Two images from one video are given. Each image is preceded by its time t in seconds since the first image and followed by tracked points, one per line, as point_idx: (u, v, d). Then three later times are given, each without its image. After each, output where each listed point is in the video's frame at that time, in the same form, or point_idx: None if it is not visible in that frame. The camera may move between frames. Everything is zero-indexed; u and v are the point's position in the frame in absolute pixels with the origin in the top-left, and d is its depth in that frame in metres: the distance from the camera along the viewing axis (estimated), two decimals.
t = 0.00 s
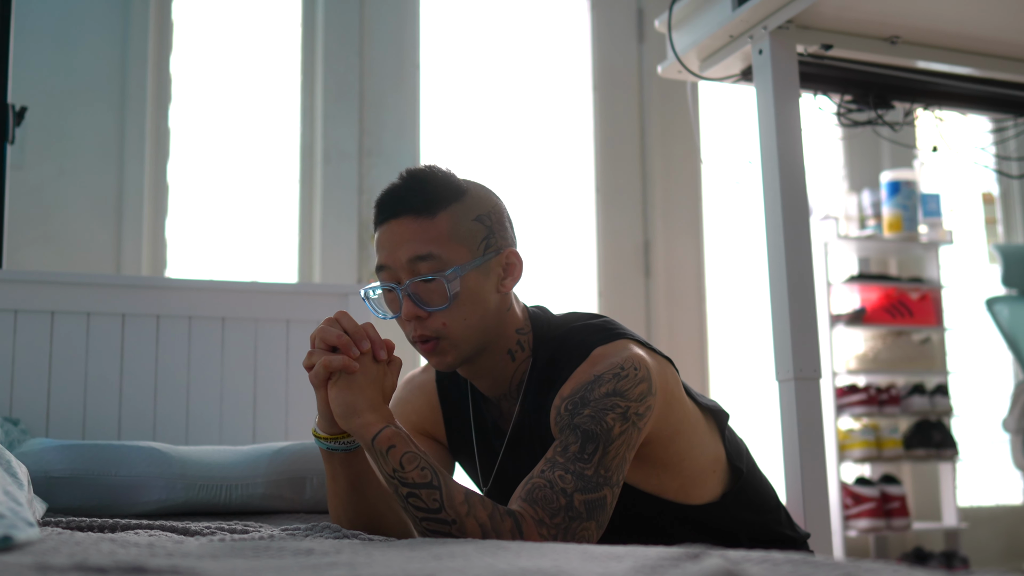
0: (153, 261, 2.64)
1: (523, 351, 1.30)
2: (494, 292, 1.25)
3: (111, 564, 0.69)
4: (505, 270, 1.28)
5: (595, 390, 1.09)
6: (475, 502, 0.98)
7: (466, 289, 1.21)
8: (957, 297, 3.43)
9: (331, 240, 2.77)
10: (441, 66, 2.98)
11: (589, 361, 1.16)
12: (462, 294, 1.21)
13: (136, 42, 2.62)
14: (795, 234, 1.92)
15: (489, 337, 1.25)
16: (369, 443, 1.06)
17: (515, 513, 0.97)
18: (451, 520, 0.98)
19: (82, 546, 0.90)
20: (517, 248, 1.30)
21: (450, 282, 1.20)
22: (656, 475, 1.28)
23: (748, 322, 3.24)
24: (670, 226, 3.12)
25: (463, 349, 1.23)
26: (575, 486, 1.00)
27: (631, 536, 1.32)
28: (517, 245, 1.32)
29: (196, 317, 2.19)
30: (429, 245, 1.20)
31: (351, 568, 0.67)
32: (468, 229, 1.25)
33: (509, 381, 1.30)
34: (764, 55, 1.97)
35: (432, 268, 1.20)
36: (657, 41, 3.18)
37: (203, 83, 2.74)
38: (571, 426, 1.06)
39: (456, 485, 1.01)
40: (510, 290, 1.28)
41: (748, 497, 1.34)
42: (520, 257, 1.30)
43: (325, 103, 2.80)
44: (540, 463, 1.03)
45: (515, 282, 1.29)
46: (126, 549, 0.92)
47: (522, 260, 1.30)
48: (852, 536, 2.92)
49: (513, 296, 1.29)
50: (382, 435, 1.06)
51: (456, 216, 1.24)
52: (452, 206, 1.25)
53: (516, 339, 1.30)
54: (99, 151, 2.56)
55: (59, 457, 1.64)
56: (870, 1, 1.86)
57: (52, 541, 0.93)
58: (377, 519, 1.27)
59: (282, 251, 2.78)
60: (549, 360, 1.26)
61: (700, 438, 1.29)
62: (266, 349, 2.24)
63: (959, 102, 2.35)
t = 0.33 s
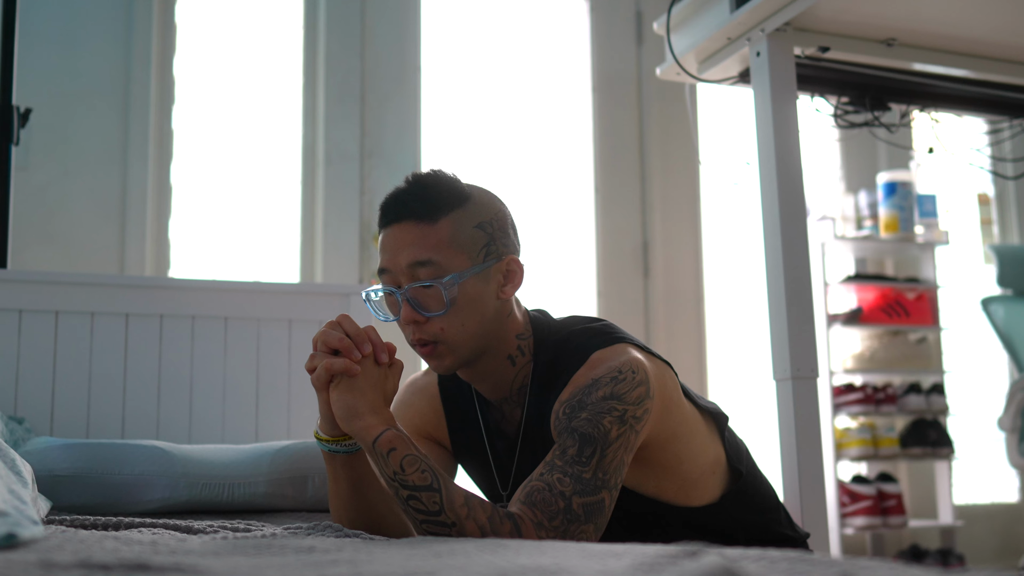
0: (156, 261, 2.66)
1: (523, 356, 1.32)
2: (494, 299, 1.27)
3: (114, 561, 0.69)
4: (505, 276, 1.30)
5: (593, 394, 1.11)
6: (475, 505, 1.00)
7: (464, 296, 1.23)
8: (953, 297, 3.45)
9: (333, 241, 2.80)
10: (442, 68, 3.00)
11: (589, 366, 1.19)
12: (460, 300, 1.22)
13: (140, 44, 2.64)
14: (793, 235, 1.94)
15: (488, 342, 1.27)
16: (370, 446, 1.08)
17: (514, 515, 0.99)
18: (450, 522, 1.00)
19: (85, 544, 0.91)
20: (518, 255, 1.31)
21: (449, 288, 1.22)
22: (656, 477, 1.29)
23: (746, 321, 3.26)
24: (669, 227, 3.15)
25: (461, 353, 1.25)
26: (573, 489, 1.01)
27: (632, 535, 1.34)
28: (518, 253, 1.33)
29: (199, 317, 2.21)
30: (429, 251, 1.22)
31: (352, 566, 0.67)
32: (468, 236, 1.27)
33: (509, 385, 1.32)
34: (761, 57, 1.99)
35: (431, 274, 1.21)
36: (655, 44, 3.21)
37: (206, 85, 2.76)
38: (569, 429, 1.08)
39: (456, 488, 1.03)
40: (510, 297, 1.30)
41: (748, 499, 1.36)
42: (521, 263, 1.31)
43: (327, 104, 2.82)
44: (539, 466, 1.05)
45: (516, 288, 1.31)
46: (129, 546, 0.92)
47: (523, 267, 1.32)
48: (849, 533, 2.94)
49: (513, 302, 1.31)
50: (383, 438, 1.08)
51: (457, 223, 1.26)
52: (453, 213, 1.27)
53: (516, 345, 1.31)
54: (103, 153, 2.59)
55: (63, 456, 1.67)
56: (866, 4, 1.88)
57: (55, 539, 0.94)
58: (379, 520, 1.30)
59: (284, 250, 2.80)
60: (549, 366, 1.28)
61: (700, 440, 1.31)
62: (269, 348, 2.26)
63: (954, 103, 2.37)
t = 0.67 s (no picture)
0: (160, 262, 2.67)
1: (520, 357, 1.34)
2: (490, 301, 1.29)
3: (117, 558, 0.68)
4: (501, 279, 1.32)
5: (589, 392, 1.13)
6: (474, 506, 1.02)
7: (460, 298, 1.25)
8: (949, 296, 3.48)
9: (335, 241, 2.82)
10: (442, 70, 3.03)
11: (586, 364, 1.21)
12: (456, 303, 1.25)
13: (143, 46, 2.67)
14: (790, 236, 1.95)
15: (484, 344, 1.29)
16: (370, 447, 1.10)
17: (512, 514, 1.01)
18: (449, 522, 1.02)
19: (90, 541, 0.92)
20: (514, 257, 1.34)
21: (445, 291, 1.24)
22: (654, 475, 1.32)
23: (744, 321, 3.28)
24: (667, 227, 3.18)
25: (459, 355, 1.27)
26: (571, 488, 1.03)
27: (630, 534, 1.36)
28: (514, 255, 1.35)
29: (202, 317, 2.23)
30: (426, 255, 1.24)
31: (355, 564, 0.67)
32: (464, 239, 1.29)
33: (507, 386, 1.34)
34: (759, 59, 2.01)
35: (426, 278, 1.24)
36: (654, 46, 3.24)
37: (209, 86, 2.78)
38: (566, 428, 1.10)
39: (456, 488, 1.05)
40: (506, 299, 1.32)
41: (746, 496, 1.38)
42: (517, 265, 1.34)
43: (330, 106, 2.85)
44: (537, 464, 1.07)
45: (512, 290, 1.33)
46: (133, 542, 0.94)
47: (519, 270, 1.34)
48: (846, 531, 2.96)
49: (510, 304, 1.33)
50: (383, 438, 1.10)
51: (453, 227, 1.29)
52: (449, 216, 1.29)
53: (513, 346, 1.33)
54: (107, 153, 2.61)
55: (67, 454, 1.68)
56: (863, 7, 1.90)
57: (61, 535, 0.95)
58: (378, 519, 1.32)
59: (286, 250, 2.82)
60: (547, 365, 1.29)
61: (697, 438, 1.33)
62: (271, 347, 2.29)
63: (949, 104, 2.39)
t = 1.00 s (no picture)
0: (163, 261, 2.70)
1: (522, 358, 1.36)
2: (492, 304, 1.31)
3: (121, 555, 0.69)
4: (502, 282, 1.34)
5: (589, 393, 1.15)
6: (474, 504, 1.04)
7: (462, 300, 1.27)
8: (945, 296, 3.50)
9: (337, 241, 2.84)
10: (443, 71, 3.05)
11: (586, 365, 1.23)
12: (458, 306, 1.27)
13: (147, 48, 2.69)
14: (788, 236, 1.97)
15: (486, 346, 1.31)
16: (372, 446, 1.12)
17: (512, 512, 1.03)
18: (450, 520, 1.04)
19: (94, 538, 0.93)
20: (515, 261, 1.35)
21: (448, 293, 1.26)
22: (653, 475, 1.34)
23: (742, 321, 3.31)
24: (665, 227, 3.21)
25: (460, 357, 1.29)
26: (571, 487, 1.05)
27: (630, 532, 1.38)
28: (515, 257, 1.37)
29: (205, 317, 2.26)
30: (429, 257, 1.26)
31: (357, 561, 0.68)
32: (465, 242, 1.31)
33: (508, 387, 1.37)
34: (756, 61, 2.03)
35: (429, 280, 1.25)
36: (653, 48, 3.27)
37: (211, 88, 2.80)
38: (566, 428, 1.12)
39: (456, 488, 1.06)
40: (507, 302, 1.34)
41: (745, 495, 1.40)
42: (518, 268, 1.35)
43: (331, 107, 2.87)
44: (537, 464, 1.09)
45: (514, 293, 1.35)
46: (136, 539, 0.95)
47: (520, 272, 1.36)
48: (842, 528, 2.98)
49: (512, 306, 1.35)
50: (385, 437, 1.12)
51: (455, 230, 1.30)
52: (451, 219, 1.31)
53: (514, 348, 1.35)
54: (111, 154, 2.63)
55: (71, 453, 1.71)
56: (859, 9, 1.92)
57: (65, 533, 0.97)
58: (379, 518, 1.35)
59: (288, 250, 2.85)
60: (549, 365, 1.32)
61: (696, 438, 1.35)
62: (273, 346, 2.31)
63: (945, 105, 2.40)
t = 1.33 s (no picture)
0: (164, 261, 2.70)
1: (520, 357, 1.36)
2: (492, 301, 1.31)
3: (123, 555, 0.70)
4: (504, 281, 1.34)
5: (589, 392, 1.16)
6: (473, 505, 1.04)
7: (463, 292, 1.27)
8: (944, 297, 3.51)
9: (338, 242, 2.85)
10: (444, 72, 3.06)
11: (586, 364, 1.24)
12: (459, 296, 1.27)
13: (148, 48, 2.69)
14: (787, 237, 1.98)
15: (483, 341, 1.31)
16: (370, 448, 1.13)
17: (512, 511, 1.03)
18: (450, 520, 1.04)
19: (96, 538, 0.93)
20: (520, 261, 1.36)
21: (449, 282, 1.26)
22: (653, 474, 1.34)
23: (741, 321, 3.31)
24: (665, 228, 3.21)
25: (456, 349, 1.28)
26: (570, 486, 1.06)
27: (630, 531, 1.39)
28: (519, 258, 1.38)
29: (206, 316, 2.26)
30: (435, 244, 1.27)
31: (357, 561, 0.69)
32: (473, 236, 1.32)
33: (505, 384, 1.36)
34: (756, 62, 2.03)
35: (433, 267, 1.26)
36: (653, 49, 3.28)
37: (212, 88, 2.81)
38: (566, 427, 1.12)
39: (456, 488, 1.07)
40: (507, 300, 1.33)
41: (746, 494, 1.40)
42: (521, 269, 1.36)
43: (332, 108, 2.88)
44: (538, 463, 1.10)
45: (515, 292, 1.35)
46: (138, 539, 0.95)
47: (523, 273, 1.36)
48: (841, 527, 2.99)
49: (512, 306, 1.35)
50: (382, 439, 1.13)
51: (463, 223, 1.32)
52: (460, 213, 1.32)
53: (513, 346, 1.35)
54: (112, 155, 2.64)
55: (72, 453, 1.71)
56: (858, 10, 1.92)
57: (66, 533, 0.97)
58: (378, 517, 1.35)
59: (289, 250, 2.85)
60: (549, 364, 1.32)
61: (695, 436, 1.36)
62: (274, 346, 2.31)
63: (943, 105, 2.41)
